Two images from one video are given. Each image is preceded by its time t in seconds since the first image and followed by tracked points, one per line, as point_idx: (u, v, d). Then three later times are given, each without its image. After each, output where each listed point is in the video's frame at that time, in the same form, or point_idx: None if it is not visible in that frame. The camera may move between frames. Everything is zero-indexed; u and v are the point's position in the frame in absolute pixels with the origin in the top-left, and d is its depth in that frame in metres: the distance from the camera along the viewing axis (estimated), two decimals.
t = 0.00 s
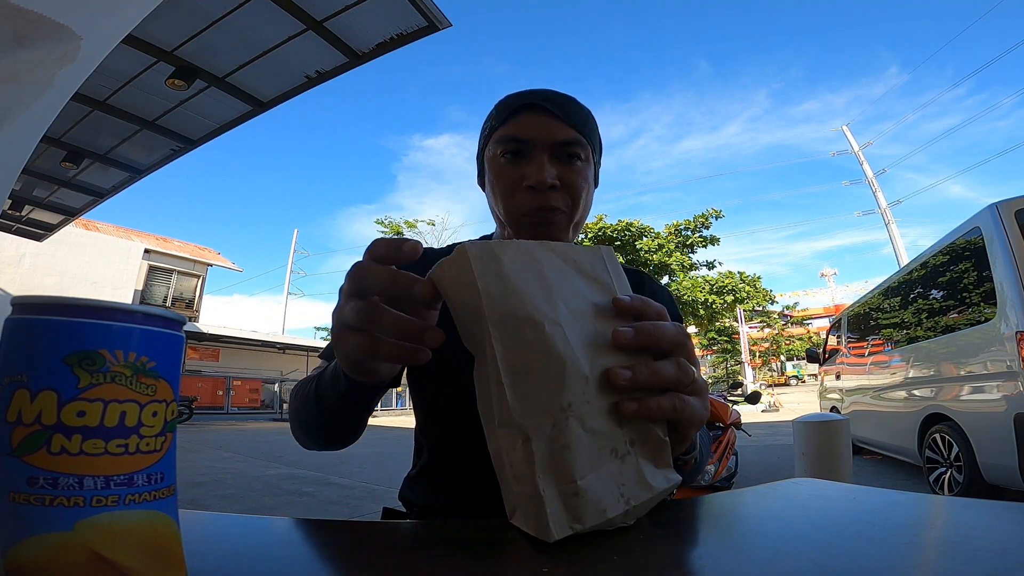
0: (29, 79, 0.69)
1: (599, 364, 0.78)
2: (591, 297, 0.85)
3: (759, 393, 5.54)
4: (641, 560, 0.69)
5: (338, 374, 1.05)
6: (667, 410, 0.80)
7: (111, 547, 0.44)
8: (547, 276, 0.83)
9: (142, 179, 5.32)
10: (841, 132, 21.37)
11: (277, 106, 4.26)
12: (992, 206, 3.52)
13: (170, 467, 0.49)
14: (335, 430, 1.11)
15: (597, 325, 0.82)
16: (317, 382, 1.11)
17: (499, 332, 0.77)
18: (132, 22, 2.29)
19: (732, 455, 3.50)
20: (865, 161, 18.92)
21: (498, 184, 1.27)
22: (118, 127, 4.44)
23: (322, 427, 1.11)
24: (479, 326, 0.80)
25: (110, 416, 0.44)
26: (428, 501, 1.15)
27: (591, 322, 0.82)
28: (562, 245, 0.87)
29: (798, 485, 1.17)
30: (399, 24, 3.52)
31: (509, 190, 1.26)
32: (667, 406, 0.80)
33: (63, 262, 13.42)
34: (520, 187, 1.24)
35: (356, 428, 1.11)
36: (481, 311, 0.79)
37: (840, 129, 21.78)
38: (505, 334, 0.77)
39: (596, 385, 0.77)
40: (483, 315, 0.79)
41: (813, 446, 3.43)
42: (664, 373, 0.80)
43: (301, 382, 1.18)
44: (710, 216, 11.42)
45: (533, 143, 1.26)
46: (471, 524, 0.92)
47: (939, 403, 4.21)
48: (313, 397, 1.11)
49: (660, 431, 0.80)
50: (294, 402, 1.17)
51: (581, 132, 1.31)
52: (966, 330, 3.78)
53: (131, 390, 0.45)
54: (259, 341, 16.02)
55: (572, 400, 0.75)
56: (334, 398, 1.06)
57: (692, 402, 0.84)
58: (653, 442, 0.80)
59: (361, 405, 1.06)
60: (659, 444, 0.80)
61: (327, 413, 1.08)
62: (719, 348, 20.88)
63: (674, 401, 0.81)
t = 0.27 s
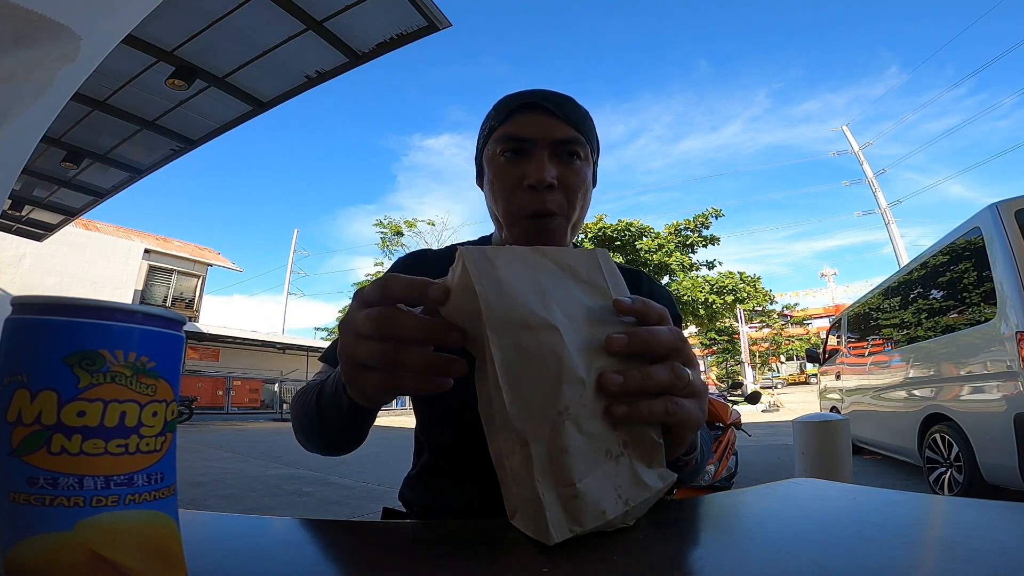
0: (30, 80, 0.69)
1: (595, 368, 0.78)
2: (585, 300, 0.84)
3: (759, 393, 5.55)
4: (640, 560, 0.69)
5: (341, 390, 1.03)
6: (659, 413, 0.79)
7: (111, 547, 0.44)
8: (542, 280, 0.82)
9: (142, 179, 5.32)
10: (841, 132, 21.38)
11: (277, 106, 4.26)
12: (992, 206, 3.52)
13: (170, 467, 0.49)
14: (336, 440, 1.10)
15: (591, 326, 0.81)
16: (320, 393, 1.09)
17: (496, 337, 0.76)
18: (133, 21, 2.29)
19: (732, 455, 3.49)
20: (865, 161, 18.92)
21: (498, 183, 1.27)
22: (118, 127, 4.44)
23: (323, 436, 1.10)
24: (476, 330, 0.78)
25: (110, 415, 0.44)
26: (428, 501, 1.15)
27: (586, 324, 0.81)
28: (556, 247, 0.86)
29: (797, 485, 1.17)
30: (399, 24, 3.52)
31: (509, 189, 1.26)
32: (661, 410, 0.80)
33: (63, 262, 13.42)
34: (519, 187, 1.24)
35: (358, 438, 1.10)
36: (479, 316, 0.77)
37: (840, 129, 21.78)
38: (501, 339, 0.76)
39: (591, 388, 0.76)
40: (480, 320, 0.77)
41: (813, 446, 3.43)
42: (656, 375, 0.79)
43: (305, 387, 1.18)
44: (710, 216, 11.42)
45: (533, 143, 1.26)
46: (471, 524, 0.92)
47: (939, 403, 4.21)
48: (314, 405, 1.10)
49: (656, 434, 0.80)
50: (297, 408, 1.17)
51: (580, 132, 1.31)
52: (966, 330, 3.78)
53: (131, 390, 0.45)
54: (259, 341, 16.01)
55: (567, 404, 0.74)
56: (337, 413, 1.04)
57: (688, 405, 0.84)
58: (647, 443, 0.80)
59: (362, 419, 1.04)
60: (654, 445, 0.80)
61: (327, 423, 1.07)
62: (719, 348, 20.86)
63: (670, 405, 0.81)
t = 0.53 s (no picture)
0: (30, 80, 0.70)
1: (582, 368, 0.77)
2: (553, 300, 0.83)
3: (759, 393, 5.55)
4: (641, 560, 0.69)
5: (349, 400, 1.01)
6: (630, 415, 0.80)
7: (111, 547, 0.44)
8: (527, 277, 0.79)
9: (142, 178, 5.32)
10: (841, 132, 21.39)
11: (277, 106, 4.26)
12: (992, 206, 3.52)
13: (170, 467, 0.49)
14: (340, 441, 1.09)
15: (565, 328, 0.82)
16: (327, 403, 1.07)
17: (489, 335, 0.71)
18: (134, 20, 2.29)
19: (732, 455, 3.49)
20: (865, 161, 18.91)
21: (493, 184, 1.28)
22: (118, 127, 4.45)
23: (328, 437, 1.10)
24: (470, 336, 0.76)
25: (110, 415, 0.44)
26: (428, 501, 1.15)
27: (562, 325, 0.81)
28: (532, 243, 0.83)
29: (797, 485, 1.17)
30: (399, 24, 3.52)
31: (505, 189, 1.26)
32: (632, 410, 0.80)
33: (63, 262, 13.42)
34: (515, 186, 1.25)
35: (362, 441, 1.09)
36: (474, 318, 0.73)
37: (840, 129, 21.78)
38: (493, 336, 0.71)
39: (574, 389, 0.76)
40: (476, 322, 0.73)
41: (813, 446, 3.43)
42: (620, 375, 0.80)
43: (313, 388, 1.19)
44: (710, 216, 11.42)
45: (528, 143, 1.25)
46: (471, 524, 0.92)
47: (939, 403, 4.21)
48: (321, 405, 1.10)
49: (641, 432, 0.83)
50: (303, 408, 1.17)
51: (575, 131, 1.31)
52: (966, 330, 3.78)
53: (131, 390, 0.45)
54: (259, 341, 16.01)
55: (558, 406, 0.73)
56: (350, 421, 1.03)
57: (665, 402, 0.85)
58: (634, 439, 0.83)
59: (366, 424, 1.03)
60: (641, 440, 0.83)
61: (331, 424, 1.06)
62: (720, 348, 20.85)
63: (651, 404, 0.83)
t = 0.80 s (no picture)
0: (29, 80, 0.70)
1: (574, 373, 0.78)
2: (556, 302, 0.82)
3: (759, 393, 5.55)
4: (642, 560, 0.69)
5: (358, 408, 1.00)
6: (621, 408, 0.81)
7: (112, 548, 0.44)
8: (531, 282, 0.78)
9: (142, 178, 5.32)
10: (840, 132, 21.39)
11: (277, 106, 4.26)
12: (992, 206, 3.51)
13: (170, 467, 0.49)
14: (344, 441, 1.08)
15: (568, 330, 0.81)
16: (334, 408, 1.07)
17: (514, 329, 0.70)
18: (134, 20, 2.29)
19: (732, 455, 3.48)
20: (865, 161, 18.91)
21: (484, 187, 1.28)
22: (118, 127, 4.44)
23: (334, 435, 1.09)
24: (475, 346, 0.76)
25: (110, 415, 0.44)
26: (428, 501, 1.15)
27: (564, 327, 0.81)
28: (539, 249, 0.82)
29: (798, 485, 1.17)
30: (399, 24, 3.52)
31: (495, 191, 1.26)
32: (621, 407, 0.82)
33: (63, 262, 13.42)
34: (505, 188, 1.24)
35: (363, 444, 1.08)
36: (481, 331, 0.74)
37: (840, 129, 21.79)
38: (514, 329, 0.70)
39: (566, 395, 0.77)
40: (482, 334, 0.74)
41: (813, 446, 3.43)
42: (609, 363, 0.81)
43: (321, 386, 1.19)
44: (710, 216, 11.42)
45: (516, 144, 1.25)
46: (472, 524, 0.91)
47: (939, 403, 4.21)
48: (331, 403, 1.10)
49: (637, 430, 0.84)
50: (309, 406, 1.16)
51: (566, 129, 1.30)
52: (966, 330, 3.78)
53: (131, 390, 0.45)
54: (259, 341, 16.01)
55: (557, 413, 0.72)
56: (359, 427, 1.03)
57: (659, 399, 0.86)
58: (632, 442, 0.83)
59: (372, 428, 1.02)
60: (639, 443, 0.83)
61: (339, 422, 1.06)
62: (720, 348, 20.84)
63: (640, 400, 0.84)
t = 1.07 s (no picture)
0: (28, 80, 0.70)
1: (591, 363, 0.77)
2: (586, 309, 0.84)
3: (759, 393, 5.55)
4: (643, 560, 0.69)
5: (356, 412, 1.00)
6: (646, 396, 0.82)
7: (112, 548, 0.44)
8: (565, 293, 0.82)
9: (142, 178, 5.32)
10: (841, 132, 21.41)
11: (277, 106, 4.26)
12: (992, 206, 3.51)
13: (170, 467, 0.49)
14: (342, 442, 1.07)
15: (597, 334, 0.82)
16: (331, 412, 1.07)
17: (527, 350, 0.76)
18: (135, 19, 2.29)
19: (732, 455, 3.48)
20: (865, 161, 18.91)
21: (480, 188, 1.28)
22: (118, 127, 4.45)
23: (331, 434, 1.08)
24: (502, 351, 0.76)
25: (110, 416, 0.44)
26: (428, 501, 1.16)
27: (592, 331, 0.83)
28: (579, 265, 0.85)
29: (797, 485, 1.17)
30: (399, 24, 3.52)
31: (491, 192, 1.27)
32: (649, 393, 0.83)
33: (63, 262, 13.42)
34: (501, 189, 1.25)
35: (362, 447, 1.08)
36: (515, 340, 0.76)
37: (840, 129, 21.79)
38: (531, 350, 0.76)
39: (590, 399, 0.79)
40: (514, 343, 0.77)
41: (813, 446, 3.43)
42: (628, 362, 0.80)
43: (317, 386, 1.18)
44: (710, 216, 11.42)
45: (510, 145, 1.26)
46: (471, 524, 0.91)
47: (939, 403, 4.21)
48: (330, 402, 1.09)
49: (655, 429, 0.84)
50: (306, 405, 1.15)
51: (561, 128, 1.29)
52: (966, 330, 3.78)
53: (131, 390, 0.45)
54: (259, 341, 16.01)
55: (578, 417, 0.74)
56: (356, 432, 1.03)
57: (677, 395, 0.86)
58: (654, 447, 0.83)
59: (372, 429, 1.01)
60: (662, 449, 0.83)
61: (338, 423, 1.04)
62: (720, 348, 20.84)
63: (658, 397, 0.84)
